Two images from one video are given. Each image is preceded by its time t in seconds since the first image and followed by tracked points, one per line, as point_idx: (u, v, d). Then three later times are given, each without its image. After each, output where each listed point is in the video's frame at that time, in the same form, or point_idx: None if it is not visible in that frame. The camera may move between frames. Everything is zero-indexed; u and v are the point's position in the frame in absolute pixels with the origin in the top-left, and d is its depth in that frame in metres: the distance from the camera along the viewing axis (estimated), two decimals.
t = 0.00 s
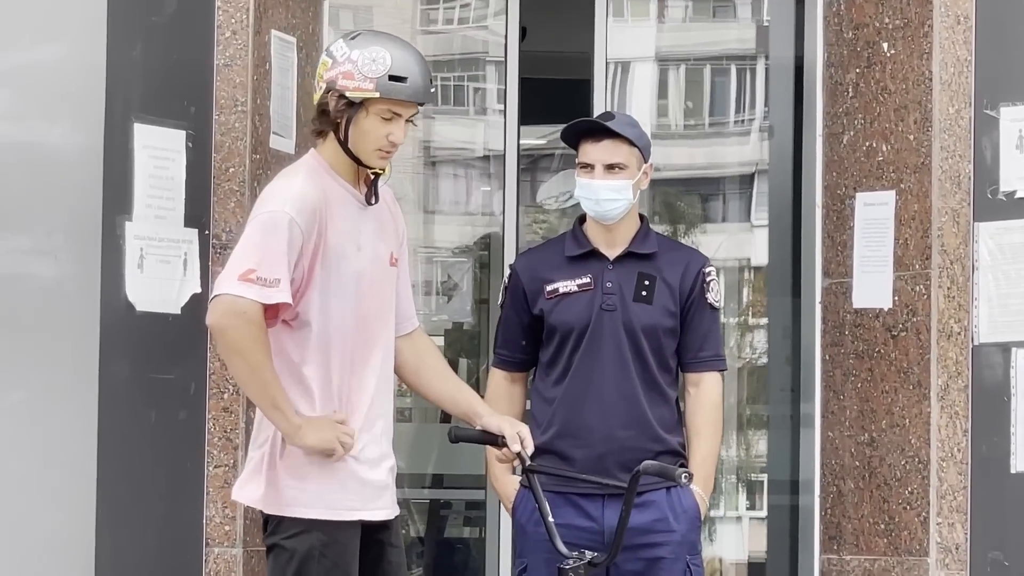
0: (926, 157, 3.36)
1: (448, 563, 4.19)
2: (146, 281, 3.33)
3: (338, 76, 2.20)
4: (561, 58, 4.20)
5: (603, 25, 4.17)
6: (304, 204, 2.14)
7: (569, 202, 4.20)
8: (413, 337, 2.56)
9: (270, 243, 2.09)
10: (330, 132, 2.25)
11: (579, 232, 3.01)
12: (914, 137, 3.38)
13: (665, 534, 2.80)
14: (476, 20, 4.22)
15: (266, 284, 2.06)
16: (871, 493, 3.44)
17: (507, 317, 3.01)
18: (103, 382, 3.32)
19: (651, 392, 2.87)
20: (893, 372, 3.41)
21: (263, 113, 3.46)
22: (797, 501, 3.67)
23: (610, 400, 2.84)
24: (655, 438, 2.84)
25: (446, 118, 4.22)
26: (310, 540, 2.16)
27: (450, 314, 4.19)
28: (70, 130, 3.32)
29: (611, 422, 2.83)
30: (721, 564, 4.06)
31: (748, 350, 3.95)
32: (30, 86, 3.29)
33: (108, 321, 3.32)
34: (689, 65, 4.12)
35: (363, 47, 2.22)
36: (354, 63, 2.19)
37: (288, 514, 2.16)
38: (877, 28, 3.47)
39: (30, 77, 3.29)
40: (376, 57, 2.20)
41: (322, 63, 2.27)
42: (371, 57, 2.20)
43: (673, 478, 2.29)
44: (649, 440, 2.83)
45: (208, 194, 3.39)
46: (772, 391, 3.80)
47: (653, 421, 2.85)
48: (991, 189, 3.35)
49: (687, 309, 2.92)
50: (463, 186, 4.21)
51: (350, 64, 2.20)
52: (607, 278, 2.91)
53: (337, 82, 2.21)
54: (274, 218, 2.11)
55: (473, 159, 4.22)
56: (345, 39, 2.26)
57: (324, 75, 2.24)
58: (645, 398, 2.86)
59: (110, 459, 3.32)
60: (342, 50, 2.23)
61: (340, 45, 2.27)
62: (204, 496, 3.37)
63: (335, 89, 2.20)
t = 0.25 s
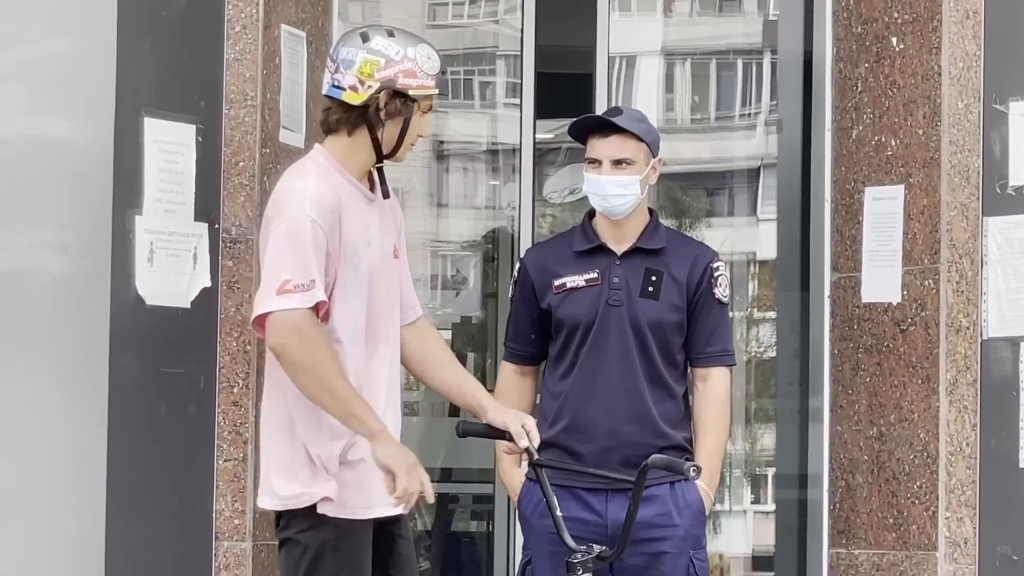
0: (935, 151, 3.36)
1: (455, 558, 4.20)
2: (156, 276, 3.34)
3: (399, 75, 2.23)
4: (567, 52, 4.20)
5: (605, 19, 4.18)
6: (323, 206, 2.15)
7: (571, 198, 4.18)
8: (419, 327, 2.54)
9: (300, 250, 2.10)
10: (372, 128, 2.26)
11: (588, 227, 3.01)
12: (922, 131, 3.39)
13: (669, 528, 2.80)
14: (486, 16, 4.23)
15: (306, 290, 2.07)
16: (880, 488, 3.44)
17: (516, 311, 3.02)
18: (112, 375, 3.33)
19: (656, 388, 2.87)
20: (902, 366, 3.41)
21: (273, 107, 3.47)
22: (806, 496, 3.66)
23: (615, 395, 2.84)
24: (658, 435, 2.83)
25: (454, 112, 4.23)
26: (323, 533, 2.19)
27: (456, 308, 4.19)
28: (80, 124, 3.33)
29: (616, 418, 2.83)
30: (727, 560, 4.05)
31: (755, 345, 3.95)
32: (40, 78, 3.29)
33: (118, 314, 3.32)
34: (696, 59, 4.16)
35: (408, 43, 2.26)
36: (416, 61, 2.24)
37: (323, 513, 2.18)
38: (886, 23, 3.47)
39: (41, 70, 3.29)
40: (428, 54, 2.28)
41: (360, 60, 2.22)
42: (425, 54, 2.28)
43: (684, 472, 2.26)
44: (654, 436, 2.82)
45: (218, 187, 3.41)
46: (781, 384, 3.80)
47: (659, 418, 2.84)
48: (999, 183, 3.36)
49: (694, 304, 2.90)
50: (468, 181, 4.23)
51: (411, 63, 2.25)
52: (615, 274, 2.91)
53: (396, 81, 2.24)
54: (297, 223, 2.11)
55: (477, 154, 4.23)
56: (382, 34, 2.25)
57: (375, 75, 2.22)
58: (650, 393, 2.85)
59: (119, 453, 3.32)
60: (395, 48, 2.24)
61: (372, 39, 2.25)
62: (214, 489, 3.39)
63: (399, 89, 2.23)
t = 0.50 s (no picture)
0: (943, 148, 3.36)
1: (460, 555, 4.19)
2: (164, 272, 3.34)
3: (421, 68, 2.35)
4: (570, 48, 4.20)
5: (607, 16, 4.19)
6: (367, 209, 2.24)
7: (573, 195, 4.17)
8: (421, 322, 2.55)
9: (357, 253, 2.19)
10: (391, 122, 2.37)
11: (591, 224, 3.00)
12: (932, 128, 3.38)
13: (669, 526, 2.80)
14: (496, 12, 4.24)
15: (374, 293, 2.19)
16: (888, 484, 3.44)
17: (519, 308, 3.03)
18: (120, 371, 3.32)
19: (657, 385, 2.86)
20: (911, 362, 3.41)
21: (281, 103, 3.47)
22: (813, 493, 3.60)
23: (616, 392, 2.83)
24: (659, 432, 2.82)
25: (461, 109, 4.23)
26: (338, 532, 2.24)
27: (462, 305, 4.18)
28: (88, 120, 3.32)
29: (617, 415, 2.83)
30: (733, 557, 4.03)
31: (762, 341, 3.91)
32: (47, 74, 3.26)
33: (126, 310, 3.32)
34: (701, 56, 4.13)
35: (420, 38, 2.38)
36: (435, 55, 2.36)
37: (349, 513, 2.24)
38: (895, 19, 3.46)
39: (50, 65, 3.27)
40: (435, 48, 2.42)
41: (385, 56, 2.31)
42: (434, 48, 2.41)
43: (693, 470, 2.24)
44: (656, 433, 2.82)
45: (226, 184, 3.41)
46: (788, 380, 3.73)
47: (660, 415, 2.84)
48: (1008, 180, 3.36)
49: (696, 301, 2.89)
50: (472, 177, 4.22)
51: (428, 57, 2.37)
52: (616, 271, 2.91)
53: (419, 75, 2.35)
54: (349, 229, 2.20)
55: (482, 150, 4.23)
56: (397, 30, 2.34)
57: (401, 70, 2.32)
58: (651, 391, 2.85)
59: (127, 448, 3.32)
60: (414, 43, 2.35)
61: (389, 35, 2.34)
62: (222, 485, 3.39)
63: (421, 82, 2.35)
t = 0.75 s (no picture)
0: (945, 147, 3.37)
1: (462, 552, 4.20)
2: (168, 269, 3.36)
3: (421, 61, 2.37)
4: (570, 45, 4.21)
5: (604, 14, 4.22)
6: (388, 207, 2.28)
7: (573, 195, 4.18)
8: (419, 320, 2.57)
9: (386, 250, 2.23)
10: (395, 117, 2.38)
11: (586, 223, 3.01)
12: (933, 127, 3.39)
13: (667, 524, 2.81)
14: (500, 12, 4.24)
15: (404, 288, 2.23)
16: (889, 482, 3.45)
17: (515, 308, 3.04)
18: (124, 368, 3.33)
19: (653, 383, 2.87)
20: (912, 361, 3.41)
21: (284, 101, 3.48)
22: (814, 490, 3.64)
23: (612, 390, 2.85)
24: (656, 429, 2.84)
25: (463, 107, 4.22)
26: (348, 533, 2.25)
27: (463, 303, 4.17)
28: (92, 119, 3.33)
29: (613, 413, 2.84)
30: (732, 555, 4.04)
31: (763, 339, 3.92)
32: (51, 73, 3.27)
33: (130, 308, 3.34)
34: (701, 54, 4.13)
35: (417, 31, 2.41)
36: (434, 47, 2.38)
37: (363, 511, 2.25)
38: (897, 19, 3.47)
39: (53, 64, 3.28)
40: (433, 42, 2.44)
41: (385, 52, 2.33)
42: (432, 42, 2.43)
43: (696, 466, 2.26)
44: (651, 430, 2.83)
45: (229, 182, 3.42)
46: (789, 378, 3.76)
47: (655, 412, 2.85)
48: (1010, 179, 3.37)
49: (691, 299, 2.90)
50: (473, 177, 4.22)
51: (427, 49, 2.39)
52: (612, 270, 2.92)
53: (420, 68, 2.37)
54: (372, 226, 2.23)
55: (483, 148, 4.23)
56: (395, 25, 2.36)
57: (401, 64, 2.34)
58: (647, 389, 2.86)
59: (131, 446, 3.33)
60: (413, 36, 2.37)
61: (386, 31, 2.36)
62: (224, 482, 3.40)
63: (423, 75, 2.37)
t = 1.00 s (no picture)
0: (942, 156, 3.37)
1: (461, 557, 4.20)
2: (165, 276, 3.35)
3: (420, 69, 2.36)
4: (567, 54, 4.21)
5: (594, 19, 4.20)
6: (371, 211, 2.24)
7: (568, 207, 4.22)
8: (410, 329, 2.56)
9: (366, 255, 2.19)
10: (393, 125, 2.38)
11: (574, 230, 3.01)
12: (931, 135, 3.39)
13: (656, 533, 2.81)
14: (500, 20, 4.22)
15: (377, 295, 2.18)
16: (886, 490, 3.44)
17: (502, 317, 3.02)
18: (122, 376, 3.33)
19: (640, 391, 2.87)
20: (909, 370, 3.41)
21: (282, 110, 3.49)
22: (812, 498, 3.63)
23: (599, 398, 2.84)
24: (643, 437, 2.83)
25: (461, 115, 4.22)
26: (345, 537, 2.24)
27: (459, 310, 4.13)
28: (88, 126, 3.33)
29: (599, 421, 2.84)
30: (726, 563, 4.04)
31: (758, 348, 3.92)
32: (48, 80, 3.27)
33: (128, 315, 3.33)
34: (697, 62, 4.13)
35: (417, 40, 2.40)
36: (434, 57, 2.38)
37: (357, 519, 2.24)
38: (894, 27, 3.47)
39: (49, 73, 3.28)
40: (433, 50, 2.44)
41: (383, 59, 2.33)
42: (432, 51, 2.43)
43: (694, 475, 2.20)
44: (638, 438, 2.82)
45: (226, 190, 3.42)
46: (787, 387, 3.75)
47: (642, 420, 2.84)
48: (1007, 188, 3.37)
49: (679, 306, 2.89)
50: (471, 185, 4.21)
51: (426, 57, 2.38)
52: (599, 278, 2.91)
53: (418, 76, 2.37)
54: (356, 227, 2.20)
55: (478, 155, 4.22)
56: (394, 33, 2.36)
57: (399, 72, 2.33)
58: (634, 397, 2.85)
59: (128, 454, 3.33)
60: (411, 44, 2.37)
61: (387, 38, 2.36)
62: (222, 490, 3.39)
63: (421, 83, 2.36)
